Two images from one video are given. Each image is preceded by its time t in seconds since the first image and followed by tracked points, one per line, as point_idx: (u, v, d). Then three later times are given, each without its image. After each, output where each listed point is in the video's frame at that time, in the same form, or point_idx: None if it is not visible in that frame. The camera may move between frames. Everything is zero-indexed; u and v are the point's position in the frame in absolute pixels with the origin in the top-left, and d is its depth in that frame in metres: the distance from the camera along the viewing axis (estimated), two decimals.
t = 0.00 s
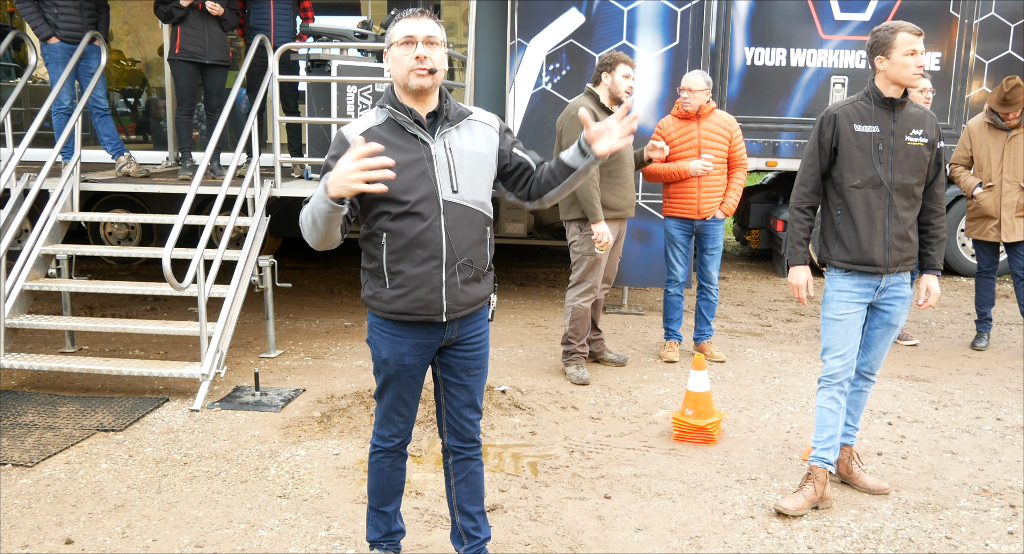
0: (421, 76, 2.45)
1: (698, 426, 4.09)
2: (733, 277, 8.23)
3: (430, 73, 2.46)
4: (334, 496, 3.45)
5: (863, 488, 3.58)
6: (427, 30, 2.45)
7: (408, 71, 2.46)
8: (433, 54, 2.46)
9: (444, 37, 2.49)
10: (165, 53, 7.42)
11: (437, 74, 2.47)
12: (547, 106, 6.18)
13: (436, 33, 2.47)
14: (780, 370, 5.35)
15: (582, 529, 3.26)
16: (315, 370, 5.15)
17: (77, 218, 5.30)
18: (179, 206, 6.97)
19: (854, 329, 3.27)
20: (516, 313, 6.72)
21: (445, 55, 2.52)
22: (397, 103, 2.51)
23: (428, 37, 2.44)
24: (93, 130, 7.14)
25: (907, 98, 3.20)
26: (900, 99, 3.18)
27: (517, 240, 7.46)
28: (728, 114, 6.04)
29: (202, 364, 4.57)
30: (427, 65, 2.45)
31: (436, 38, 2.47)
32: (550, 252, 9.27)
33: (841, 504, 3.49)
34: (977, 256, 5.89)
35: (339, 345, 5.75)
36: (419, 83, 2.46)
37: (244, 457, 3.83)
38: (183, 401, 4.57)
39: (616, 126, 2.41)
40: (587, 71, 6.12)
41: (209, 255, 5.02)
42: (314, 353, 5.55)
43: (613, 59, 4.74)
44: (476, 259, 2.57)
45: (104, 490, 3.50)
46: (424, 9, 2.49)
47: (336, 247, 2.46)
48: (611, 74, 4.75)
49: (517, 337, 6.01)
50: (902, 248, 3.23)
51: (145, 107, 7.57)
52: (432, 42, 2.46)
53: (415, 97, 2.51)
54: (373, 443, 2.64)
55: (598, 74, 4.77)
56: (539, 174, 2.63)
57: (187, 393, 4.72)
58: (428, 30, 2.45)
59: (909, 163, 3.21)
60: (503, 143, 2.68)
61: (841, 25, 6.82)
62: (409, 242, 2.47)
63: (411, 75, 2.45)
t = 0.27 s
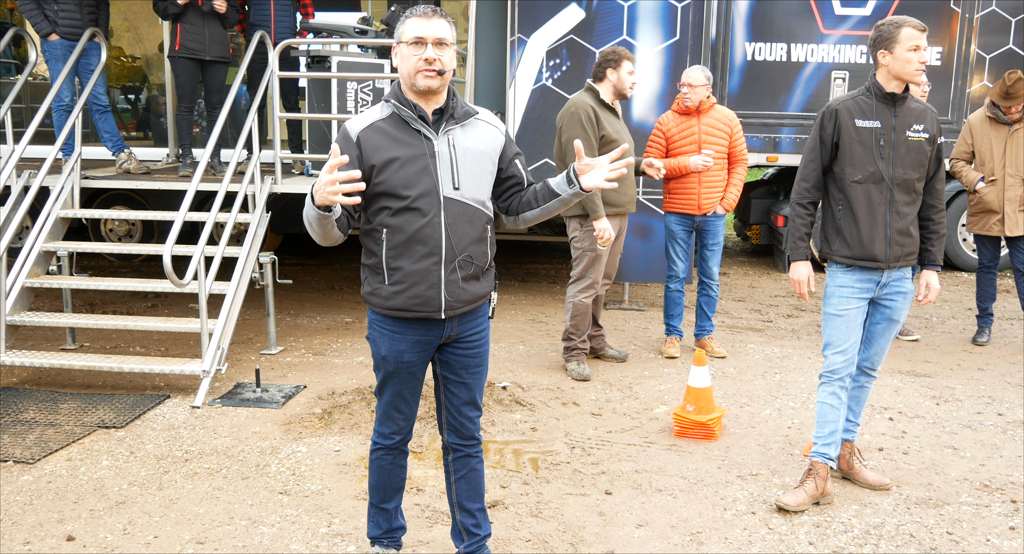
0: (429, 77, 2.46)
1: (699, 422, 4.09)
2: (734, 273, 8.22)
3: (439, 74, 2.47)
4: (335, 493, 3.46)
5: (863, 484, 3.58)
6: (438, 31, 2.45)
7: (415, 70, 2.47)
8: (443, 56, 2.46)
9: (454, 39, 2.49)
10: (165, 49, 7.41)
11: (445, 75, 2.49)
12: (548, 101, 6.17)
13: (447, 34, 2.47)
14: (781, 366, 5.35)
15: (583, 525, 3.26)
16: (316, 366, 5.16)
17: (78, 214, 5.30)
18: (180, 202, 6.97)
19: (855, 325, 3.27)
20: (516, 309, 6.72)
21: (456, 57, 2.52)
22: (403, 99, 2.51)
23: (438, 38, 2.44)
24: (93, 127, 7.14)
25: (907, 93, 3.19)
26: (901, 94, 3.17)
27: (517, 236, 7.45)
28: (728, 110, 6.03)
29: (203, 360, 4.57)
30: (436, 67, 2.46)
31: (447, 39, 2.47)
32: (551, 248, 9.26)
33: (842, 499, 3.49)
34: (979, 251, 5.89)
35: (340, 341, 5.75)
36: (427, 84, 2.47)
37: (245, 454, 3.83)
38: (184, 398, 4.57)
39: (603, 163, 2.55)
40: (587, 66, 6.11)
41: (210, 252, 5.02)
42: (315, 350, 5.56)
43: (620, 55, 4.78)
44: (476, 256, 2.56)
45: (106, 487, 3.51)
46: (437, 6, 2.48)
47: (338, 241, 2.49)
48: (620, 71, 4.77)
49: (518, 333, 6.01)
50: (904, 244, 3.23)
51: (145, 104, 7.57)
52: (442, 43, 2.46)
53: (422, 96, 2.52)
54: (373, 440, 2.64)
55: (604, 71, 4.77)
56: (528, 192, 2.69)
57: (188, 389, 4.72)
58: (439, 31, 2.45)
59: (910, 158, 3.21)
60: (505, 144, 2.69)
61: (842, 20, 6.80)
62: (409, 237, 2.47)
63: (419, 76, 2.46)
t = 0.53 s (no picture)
0: (432, 77, 2.46)
1: (700, 420, 4.09)
2: (735, 271, 8.22)
3: (442, 73, 2.47)
4: (336, 491, 3.45)
5: (865, 483, 3.58)
6: (441, 31, 2.44)
7: (419, 70, 2.47)
8: (447, 55, 2.46)
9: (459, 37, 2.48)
10: (167, 47, 7.41)
11: (449, 74, 2.48)
12: (549, 100, 6.16)
13: (452, 33, 2.46)
14: (782, 364, 5.34)
15: (584, 524, 3.26)
16: (317, 365, 5.16)
17: (79, 213, 5.29)
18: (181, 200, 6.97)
19: (857, 324, 3.26)
20: (518, 307, 6.71)
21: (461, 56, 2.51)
22: (406, 98, 2.50)
23: (442, 37, 2.43)
24: (95, 126, 7.14)
25: (910, 92, 3.19)
26: (903, 93, 3.17)
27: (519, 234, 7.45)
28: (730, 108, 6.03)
29: (205, 359, 4.57)
30: (440, 66, 2.46)
31: (451, 38, 2.46)
32: (553, 247, 9.25)
33: (843, 498, 3.48)
34: (980, 249, 5.88)
35: (341, 340, 5.74)
36: (431, 83, 2.47)
37: (246, 452, 3.83)
38: (186, 396, 4.57)
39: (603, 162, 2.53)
40: (589, 65, 6.10)
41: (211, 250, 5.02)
42: (316, 348, 5.55)
43: (628, 55, 4.78)
44: (476, 256, 2.55)
45: (107, 486, 3.51)
46: (441, 5, 2.47)
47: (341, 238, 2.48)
48: (626, 72, 4.77)
49: (519, 331, 6.00)
50: (905, 243, 3.22)
51: (146, 102, 7.56)
52: (446, 43, 2.45)
53: (428, 96, 2.52)
54: (374, 439, 2.64)
55: (611, 71, 4.76)
56: (532, 191, 2.67)
57: (189, 388, 4.72)
58: (443, 30, 2.44)
59: (913, 157, 3.20)
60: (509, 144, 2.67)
61: (843, 19, 6.79)
62: (408, 236, 2.47)
63: (422, 75, 2.46)
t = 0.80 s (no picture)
0: (432, 78, 2.46)
1: (699, 422, 4.09)
2: (735, 273, 8.22)
3: (442, 75, 2.47)
4: (335, 493, 3.45)
5: (864, 484, 3.58)
6: (441, 32, 2.44)
7: (419, 72, 2.47)
8: (446, 57, 2.46)
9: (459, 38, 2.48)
10: (167, 48, 7.41)
11: (449, 76, 2.48)
12: (549, 101, 6.17)
13: (452, 34, 2.46)
14: (781, 366, 5.34)
15: (584, 526, 3.25)
16: (317, 366, 5.15)
17: (78, 214, 5.29)
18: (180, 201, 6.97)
19: (856, 325, 3.26)
20: (517, 309, 6.71)
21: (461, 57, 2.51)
22: (406, 100, 2.51)
23: (441, 39, 2.43)
24: (94, 126, 7.14)
25: (911, 94, 3.19)
26: (904, 95, 3.17)
27: (518, 236, 7.45)
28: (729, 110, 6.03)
29: (204, 360, 4.57)
30: (440, 68, 2.46)
31: (451, 40, 2.46)
32: (552, 248, 9.25)
33: (842, 500, 3.48)
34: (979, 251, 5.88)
35: (340, 341, 5.74)
36: (430, 86, 2.47)
37: (245, 454, 3.83)
38: (185, 397, 4.57)
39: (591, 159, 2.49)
40: (588, 66, 6.11)
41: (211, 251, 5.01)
42: (315, 349, 5.55)
43: (628, 58, 4.77)
44: (471, 258, 2.54)
45: (105, 487, 3.50)
46: (442, 7, 2.47)
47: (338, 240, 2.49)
48: (625, 74, 4.77)
49: (518, 333, 6.00)
50: (905, 245, 3.22)
51: (146, 103, 7.57)
52: (446, 44, 2.45)
53: (427, 98, 2.53)
54: (372, 440, 2.64)
55: (610, 73, 4.76)
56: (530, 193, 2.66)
57: (188, 389, 4.72)
58: (443, 31, 2.44)
59: (913, 160, 3.20)
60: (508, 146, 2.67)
61: (842, 21, 6.80)
62: (403, 237, 2.47)
63: (422, 77, 2.46)
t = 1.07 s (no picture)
0: (422, 76, 2.45)
1: (696, 425, 4.09)
2: (732, 275, 8.23)
3: (433, 74, 2.46)
4: (333, 495, 3.45)
5: (861, 487, 3.58)
6: (432, 30, 2.44)
7: (410, 70, 2.46)
8: (437, 55, 2.45)
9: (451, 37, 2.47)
10: (164, 50, 7.41)
11: (440, 74, 2.47)
12: (546, 104, 6.18)
13: (443, 33, 2.45)
14: (779, 368, 5.35)
15: (581, 528, 3.26)
16: (314, 368, 5.15)
17: (76, 216, 5.28)
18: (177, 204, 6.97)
19: (854, 328, 3.27)
20: (514, 311, 6.72)
21: (454, 57, 2.50)
22: (401, 102, 2.51)
23: (432, 37, 2.43)
24: (92, 129, 7.14)
25: (909, 97, 3.20)
26: (902, 98, 3.18)
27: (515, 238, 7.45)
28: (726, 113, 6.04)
29: (201, 362, 4.56)
30: (431, 66, 2.45)
31: (442, 38, 2.45)
32: (549, 251, 9.26)
33: (840, 502, 3.49)
34: (976, 254, 5.89)
35: (337, 344, 5.74)
36: (422, 84, 2.46)
37: (242, 456, 3.83)
38: (182, 400, 4.57)
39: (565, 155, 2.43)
40: (585, 69, 6.12)
41: (208, 253, 5.01)
42: (313, 352, 5.55)
43: (624, 60, 4.78)
44: (463, 261, 2.53)
45: (102, 490, 3.50)
46: (434, 7, 2.48)
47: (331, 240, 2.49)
48: (620, 77, 4.78)
49: (516, 335, 6.00)
50: (901, 247, 3.23)
51: (143, 104, 7.57)
52: (437, 42, 2.44)
53: (421, 99, 2.52)
54: (368, 443, 2.65)
55: (606, 75, 4.77)
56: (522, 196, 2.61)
57: (186, 392, 4.71)
58: (434, 29, 2.44)
59: (910, 162, 3.21)
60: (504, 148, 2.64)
61: (840, 23, 6.81)
62: (394, 239, 2.47)
63: (413, 76, 2.45)
